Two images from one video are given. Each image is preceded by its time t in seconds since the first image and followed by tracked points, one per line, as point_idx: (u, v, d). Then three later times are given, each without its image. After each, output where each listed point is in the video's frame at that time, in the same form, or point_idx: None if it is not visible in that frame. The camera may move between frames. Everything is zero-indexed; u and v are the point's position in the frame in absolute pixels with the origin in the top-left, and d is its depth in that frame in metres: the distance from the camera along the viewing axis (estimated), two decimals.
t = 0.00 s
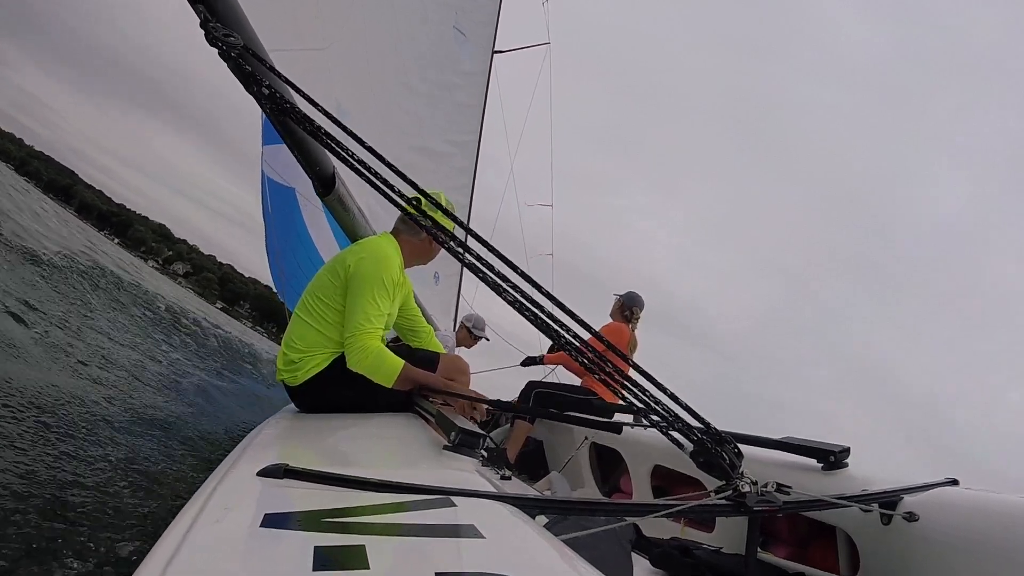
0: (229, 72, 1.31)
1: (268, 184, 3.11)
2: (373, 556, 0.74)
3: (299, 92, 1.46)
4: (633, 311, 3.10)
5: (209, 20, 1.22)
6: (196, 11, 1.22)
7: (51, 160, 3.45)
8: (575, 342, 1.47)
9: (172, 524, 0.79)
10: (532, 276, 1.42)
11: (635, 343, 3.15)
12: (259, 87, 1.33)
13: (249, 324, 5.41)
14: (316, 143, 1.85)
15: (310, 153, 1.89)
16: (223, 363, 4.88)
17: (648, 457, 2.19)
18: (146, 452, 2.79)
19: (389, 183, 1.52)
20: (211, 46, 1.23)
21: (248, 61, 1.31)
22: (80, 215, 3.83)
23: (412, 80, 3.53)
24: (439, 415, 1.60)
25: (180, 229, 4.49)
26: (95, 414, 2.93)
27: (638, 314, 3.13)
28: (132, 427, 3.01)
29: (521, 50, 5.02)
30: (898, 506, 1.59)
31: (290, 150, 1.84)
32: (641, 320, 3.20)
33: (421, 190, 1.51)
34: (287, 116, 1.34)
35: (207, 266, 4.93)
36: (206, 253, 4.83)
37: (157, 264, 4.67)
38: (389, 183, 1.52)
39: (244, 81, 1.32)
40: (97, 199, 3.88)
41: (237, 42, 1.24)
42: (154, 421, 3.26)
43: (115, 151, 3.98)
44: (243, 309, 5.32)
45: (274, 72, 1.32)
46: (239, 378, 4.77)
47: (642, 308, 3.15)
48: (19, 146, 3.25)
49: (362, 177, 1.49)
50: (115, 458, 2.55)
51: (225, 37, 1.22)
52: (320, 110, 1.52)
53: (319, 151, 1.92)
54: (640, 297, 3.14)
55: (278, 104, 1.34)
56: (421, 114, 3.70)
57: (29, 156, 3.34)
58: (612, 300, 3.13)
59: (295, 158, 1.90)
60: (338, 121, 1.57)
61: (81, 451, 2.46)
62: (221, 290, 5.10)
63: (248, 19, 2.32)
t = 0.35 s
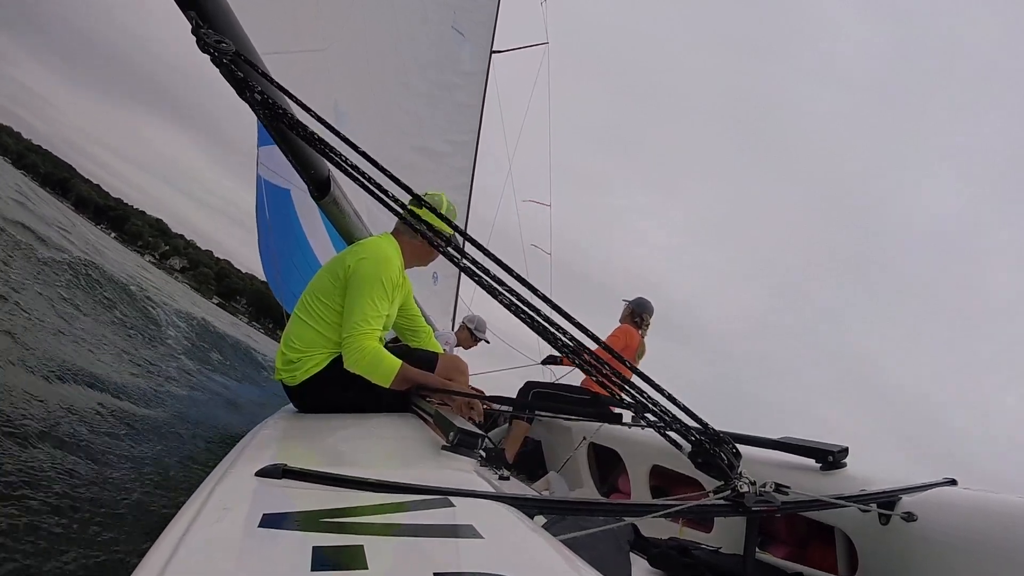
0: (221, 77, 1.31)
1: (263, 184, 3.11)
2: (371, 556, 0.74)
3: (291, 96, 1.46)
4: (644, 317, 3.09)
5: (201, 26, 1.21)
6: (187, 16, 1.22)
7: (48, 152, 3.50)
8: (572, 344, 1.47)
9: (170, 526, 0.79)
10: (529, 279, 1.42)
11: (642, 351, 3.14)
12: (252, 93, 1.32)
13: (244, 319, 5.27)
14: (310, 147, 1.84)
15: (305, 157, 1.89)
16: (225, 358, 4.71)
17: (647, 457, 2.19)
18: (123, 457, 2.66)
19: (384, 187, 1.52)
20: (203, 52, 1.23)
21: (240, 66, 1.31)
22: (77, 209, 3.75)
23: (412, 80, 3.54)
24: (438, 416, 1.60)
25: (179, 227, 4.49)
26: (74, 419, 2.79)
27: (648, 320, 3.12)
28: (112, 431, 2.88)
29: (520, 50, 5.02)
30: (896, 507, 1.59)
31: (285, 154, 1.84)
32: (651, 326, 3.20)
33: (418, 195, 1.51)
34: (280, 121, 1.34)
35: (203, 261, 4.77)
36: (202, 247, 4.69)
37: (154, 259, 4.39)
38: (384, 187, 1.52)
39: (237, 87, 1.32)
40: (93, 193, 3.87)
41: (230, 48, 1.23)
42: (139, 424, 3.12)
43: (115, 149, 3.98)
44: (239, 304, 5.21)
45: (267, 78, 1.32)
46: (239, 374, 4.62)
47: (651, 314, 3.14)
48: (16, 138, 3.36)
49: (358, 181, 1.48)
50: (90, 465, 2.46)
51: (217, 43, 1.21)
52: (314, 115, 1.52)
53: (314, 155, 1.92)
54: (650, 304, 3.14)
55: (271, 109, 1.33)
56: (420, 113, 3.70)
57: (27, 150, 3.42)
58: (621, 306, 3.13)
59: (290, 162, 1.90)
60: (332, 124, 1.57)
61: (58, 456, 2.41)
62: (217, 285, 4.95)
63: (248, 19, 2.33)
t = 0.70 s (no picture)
0: (227, 70, 1.31)
1: (259, 184, 3.10)
2: (370, 556, 0.74)
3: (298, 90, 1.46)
4: (649, 320, 3.09)
5: (208, 20, 1.21)
6: (194, 10, 1.22)
7: (44, 147, 3.58)
8: (574, 343, 1.47)
9: (169, 525, 0.79)
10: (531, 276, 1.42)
11: (647, 354, 3.14)
12: (257, 87, 1.32)
13: (242, 317, 5.03)
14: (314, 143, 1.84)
15: (307, 153, 1.89)
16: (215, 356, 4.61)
17: (646, 457, 2.19)
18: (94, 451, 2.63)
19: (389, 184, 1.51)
20: (209, 45, 1.23)
21: (246, 60, 1.30)
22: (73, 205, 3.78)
23: (412, 79, 3.54)
24: (438, 416, 1.60)
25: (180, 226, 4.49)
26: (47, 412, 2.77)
27: (653, 323, 3.12)
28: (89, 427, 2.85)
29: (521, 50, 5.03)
30: (895, 507, 1.60)
31: (288, 150, 1.84)
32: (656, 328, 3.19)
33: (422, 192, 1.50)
34: (285, 115, 1.34)
35: (201, 258, 4.71)
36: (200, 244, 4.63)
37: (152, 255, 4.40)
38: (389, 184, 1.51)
39: (243, 80, 1.32)
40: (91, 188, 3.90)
41: (236, 41, 1.23)
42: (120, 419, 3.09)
43: (115, 147, 3.99)
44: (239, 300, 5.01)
45: (273, 72, 1.32)
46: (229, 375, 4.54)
47: (657, 317, 3.14)
48: (13, 134, 3.43)
49: (361, 177, 1.48)
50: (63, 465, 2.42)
51: (224, 37, 1.22)
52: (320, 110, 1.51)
53: (316, 151, 1.91)
54: (655, 307, 3.14)
55: (277, 103, 1.33)
56: (420, 113, 3.70)
57: (24, 146, 3.50)
58: (626, 308, 3.13)
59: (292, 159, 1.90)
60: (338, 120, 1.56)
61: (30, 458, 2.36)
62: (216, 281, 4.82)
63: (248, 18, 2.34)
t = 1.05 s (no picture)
0: (224, 72, 1.31)
1: (259, 185, 3.09)
2: (371, 556, 0.74)
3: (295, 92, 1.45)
4: (650, 321, 3.09)
5: (205, 22, 1.21)
6: (191, 12, 1.22)
7: (44, 145, 3.47)
8: (573, 344, 1.47)
9: (168, 526, 0.78)
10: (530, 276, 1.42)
11: (648, 354, 3.14)
12: (254, 88, 1.32)
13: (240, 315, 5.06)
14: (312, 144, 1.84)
15: (305, 154, 1.89)
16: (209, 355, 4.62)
17: (646, 457, 2.19)
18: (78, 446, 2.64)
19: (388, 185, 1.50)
20: (206, 48, 1.23)
21: (244, 62, 1.30)
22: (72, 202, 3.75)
23: (412, 79, 3.54)
24: (438, 417, 1.60)
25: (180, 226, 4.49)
26: (40, 403, 2.78)
27: (654, 323, 3.11)
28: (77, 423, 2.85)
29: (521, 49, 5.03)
30: (895, 507, 1.60)
31: (287, 151, 1.84)
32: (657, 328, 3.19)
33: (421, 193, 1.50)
34: (282, 118, 1.34)
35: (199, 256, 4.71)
36: (199, 244, 4.64)
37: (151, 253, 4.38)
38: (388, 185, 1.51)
39: (240, 82, 1.31)
40: (90, 186, 3.86)
41: (233, 44, 1.23)
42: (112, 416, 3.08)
43: (115, 147, 3.98)
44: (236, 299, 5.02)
45: (270, 74, 1.31)
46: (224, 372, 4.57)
47: (658, 318, 3.14)
48: (11, 131, 3.36)
49: (359, 178, 1.48)
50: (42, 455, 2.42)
51: (220, 39, 1.22)
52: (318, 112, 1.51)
53: (315, 152, 1.91)
54: (657, 308, 3.13)
55: (274, 105, 1.33)
56: (420, 113, 3.71)
57: (23, 143, 3.41)
58: (627, 309, 3.13)
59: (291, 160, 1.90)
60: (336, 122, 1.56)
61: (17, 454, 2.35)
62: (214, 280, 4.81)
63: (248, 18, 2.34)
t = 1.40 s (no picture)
0: (228, 68, 1.31)
1: (258, 185, 3.11)
2: (371, 557, 0.74)
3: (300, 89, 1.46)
4: (643, 317, 3.09)
5: (210, 18, 1.21)
6: (197, 8, 1.22)
7: (42, 143, 3.48)
8: (574, 343, 1.47)
9: (168, 525, 0.79)
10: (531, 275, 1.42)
11: (643, 350, 3.14)
12: (259, 85, 1.32)
13: (237, 314, 5.11)
14: (315, 141, 1.84)
15: (308, 151, 1.89)
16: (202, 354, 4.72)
17: (646, 457, 2.19)
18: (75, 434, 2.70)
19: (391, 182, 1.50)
20: (211, 44, 1.23)
21: (249, 58, 1.31)
22: (70, 200, 3.79)
23: (412, 78, 3.54)
24: (439, 417, 1.60)
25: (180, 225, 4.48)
26: (39, 398, 2.80)
27: (647, 320, 3.12)
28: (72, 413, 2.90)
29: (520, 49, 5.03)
30: (895, 507, 1.60)
31: (288, 148, 1.84)
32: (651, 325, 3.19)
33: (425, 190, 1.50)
34: (286, 114, 1.34)
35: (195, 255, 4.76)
36: (196, 242, 4.65)
37: (147, 252, 4.44)
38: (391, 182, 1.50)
39: (244, 78, 1.32)
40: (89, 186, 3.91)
41: (238, 40, 1.24)
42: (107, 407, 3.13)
43: (115, 147, 3.98)
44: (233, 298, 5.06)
45: (275, 70, 1.32)
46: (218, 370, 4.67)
47: (651, 314, 3.14)
48: (12, 131, 3.36)
49: (362, 176, 1.48)
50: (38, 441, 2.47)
51: (226, 35, 1.22)
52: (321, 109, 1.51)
53: (317, 149, 1.91)
54: (649, 304, 3.13)
55: (278, 101, 1.34)
56: (420, 113, 3.71)
57: (21, 142, 3.43)
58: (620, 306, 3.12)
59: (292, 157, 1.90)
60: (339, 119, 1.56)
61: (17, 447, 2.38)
62: (212, 279, 4.85)
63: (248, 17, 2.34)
